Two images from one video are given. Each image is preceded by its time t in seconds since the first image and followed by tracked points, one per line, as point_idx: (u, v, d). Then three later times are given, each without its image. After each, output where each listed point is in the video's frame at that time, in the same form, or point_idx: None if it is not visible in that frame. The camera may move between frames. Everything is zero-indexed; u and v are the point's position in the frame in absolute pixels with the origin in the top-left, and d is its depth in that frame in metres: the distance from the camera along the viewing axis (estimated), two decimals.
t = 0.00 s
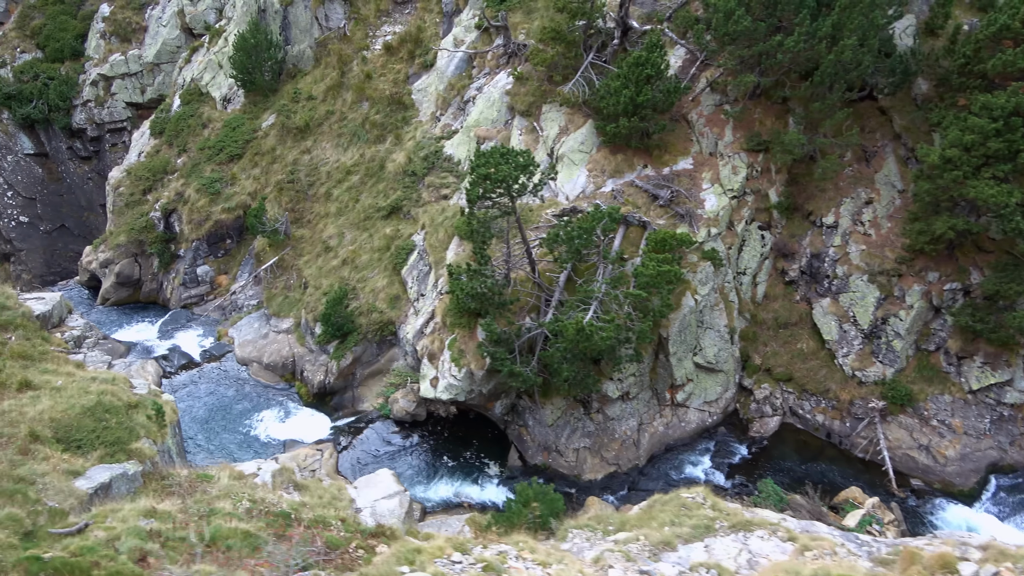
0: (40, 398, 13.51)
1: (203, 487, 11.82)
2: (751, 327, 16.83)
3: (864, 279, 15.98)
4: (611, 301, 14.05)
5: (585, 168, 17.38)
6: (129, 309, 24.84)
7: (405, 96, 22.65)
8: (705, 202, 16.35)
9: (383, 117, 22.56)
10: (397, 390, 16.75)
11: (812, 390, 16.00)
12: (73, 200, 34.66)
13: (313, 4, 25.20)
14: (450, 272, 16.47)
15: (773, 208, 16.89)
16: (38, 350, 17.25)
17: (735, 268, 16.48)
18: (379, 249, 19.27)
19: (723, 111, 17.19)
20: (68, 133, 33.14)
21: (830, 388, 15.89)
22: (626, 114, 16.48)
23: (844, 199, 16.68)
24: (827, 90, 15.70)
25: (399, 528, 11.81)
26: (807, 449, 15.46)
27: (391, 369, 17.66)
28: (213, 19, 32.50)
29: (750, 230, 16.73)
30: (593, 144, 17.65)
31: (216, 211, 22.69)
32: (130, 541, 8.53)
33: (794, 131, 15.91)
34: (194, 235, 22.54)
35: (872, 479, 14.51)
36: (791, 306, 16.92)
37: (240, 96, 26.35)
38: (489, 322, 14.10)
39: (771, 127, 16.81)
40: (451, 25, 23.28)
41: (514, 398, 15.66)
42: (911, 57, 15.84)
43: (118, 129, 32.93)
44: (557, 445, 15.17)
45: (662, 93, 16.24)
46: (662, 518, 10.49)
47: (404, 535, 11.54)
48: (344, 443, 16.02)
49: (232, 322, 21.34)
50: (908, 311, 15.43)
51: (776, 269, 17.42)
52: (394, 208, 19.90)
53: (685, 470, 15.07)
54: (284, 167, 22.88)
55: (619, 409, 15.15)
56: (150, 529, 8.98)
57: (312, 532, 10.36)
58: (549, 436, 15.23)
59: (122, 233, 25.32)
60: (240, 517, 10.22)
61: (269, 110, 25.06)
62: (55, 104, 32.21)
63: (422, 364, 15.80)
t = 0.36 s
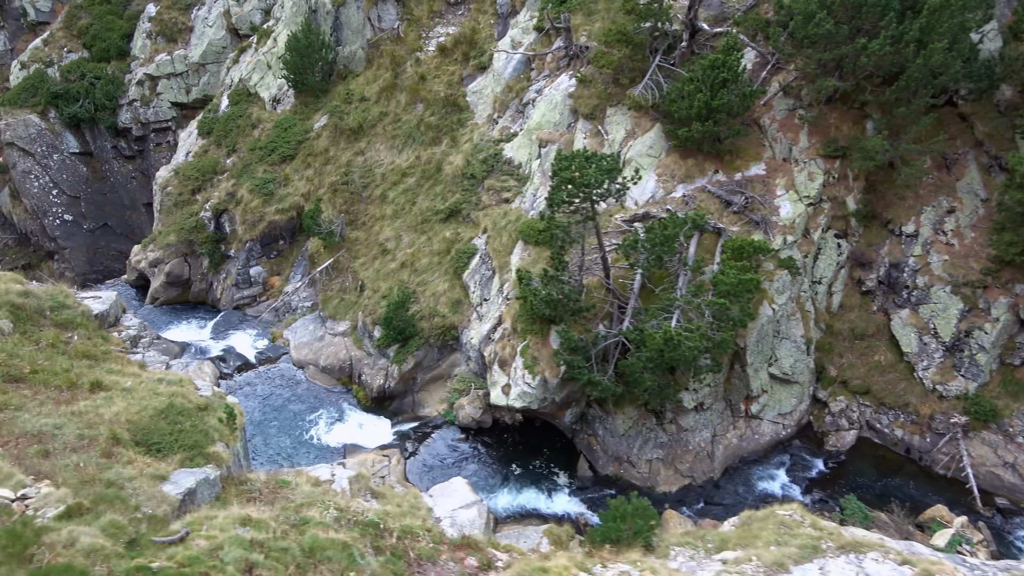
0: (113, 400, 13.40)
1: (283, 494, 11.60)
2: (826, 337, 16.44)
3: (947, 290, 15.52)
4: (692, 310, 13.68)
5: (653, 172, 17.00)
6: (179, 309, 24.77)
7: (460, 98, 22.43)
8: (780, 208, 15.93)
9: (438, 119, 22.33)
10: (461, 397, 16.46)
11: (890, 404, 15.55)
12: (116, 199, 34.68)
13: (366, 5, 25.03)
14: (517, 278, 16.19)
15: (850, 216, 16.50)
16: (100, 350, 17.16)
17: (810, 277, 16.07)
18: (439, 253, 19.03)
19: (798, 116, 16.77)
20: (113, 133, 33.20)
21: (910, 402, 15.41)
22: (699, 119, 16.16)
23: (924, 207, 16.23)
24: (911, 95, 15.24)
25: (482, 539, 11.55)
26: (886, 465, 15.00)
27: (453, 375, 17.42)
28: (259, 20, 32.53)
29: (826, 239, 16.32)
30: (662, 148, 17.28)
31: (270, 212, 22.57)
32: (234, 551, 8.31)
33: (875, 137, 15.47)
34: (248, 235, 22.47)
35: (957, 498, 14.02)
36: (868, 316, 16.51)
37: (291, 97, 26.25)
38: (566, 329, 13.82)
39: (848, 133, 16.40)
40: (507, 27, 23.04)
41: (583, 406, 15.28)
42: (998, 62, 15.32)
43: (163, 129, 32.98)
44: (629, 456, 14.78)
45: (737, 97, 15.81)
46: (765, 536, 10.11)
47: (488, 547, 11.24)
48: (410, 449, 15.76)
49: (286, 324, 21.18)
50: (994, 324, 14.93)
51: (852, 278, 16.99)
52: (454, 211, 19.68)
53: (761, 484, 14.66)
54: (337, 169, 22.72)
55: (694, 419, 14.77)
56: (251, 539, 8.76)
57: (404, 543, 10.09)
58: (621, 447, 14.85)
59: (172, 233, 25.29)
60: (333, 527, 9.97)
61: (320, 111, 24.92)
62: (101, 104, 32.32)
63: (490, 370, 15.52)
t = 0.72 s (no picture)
0: (186, 401, 13.25)
1: (364, 501, 11.35)
2: (905, 348, 16.05)
3: None
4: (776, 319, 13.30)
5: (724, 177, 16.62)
6: (226, 308, 24.65)
7: (516, 99, 22.13)
8: (859, 215, 15.49)
9: (493, 120, 22.02)
10: (527, 403, 16.17)
11: (971, 419, 15.09)
12: (157, 197, 34.60)
13: (418, 5, 24.80)
14: (587, 283, 15.87)
15: (931, 224, 16.07)
16: (161, 350, 17.03)
17: (889, 286, 15.66)
18: (499, 256, 18.73)
19: (875, 121, 16.35)
20: (156, 131, 33.25)
21: (993, 417, 14.93)
22: (775, 123, 15.77)
23: (1009, 216, 15.77)
24: (999, 101, 14.78)
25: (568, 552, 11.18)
26: (969, 481, 14.52)
27: (516, 380, 17.10)
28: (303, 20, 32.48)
29: (906, 247, 15.89)
30: (733, 152, 16.89)
31: (322, 212, 22.39)
32: (342, 563, 8.04)
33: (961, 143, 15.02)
34: (300, 235, 22.33)
35: None
36: (948, 328, 16.10)
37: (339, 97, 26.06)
38: (644, 336, 13.48)
39: (928, 139, 15.97)
40: (563, 28, 22.74)
41: (655, 415, 14.93)
42: None
43: (207, 127, 32.90)
44: (704, 468, 14.41)
45: (817, 101, 15.44)
46: (874, 557, 9.73)
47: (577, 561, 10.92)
48: (476, 455, 15.43)
49: (340, 325, 20.98)
50: None
51: (931, 288, 16.56)
52: (512, 214, 19.35)
53: (840, 499, 14.26)
54: (391, 169, 22.50)
55: (770, 431, 14.35)
56: (354, 550, 8.50)
57: (498, 556, 9.80)
58: (695, 458, 14.48)
59: (220, 232, 25.20)
60: (429, 538, 9.68)
61: (371, 111, 24.72)
62: (146, 102, 32.37)
63: (560, 377, 15.21)
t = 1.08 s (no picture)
0: (259, 403, 13.07)
1: (449, 511, 11.08)
2: (986, 361, 15.62)
3: None
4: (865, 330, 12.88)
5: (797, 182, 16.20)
6: (274, 308, 24.53)
7: (572, 100, 21.71)
8: (940, 223, 15.03)
9: (548, 122, 21.66)
10: (595, 411, 15.85)
11: None
12: (197, 195, 34.52)
13: (471, 4, 24.53)
14: (658, 289, 15.52)
15: (1015, 233, 15.58)
16: (222, 350, 16.87)
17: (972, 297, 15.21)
18: (559, 259, 18.38)
19: (956, 126, 15.92)
20: (199, 130, 33.30)
21: None
22: (854, 128, 15.34)
23: None
24: None
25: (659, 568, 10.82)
26: None
27: (580, 387, 16.77)
28: (347, 19, 32.33)
29: (988, 256, 15.43)
30: (806, 157, 16.47)
31: (374, 213, 22.18)
32: None
33: None
34: (352, 236, 22.15)
35: None
36: None
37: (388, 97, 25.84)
38: (726, 345, 13.12)
39: (1012, 146, 15.50)
40: (620, 29, 22.36)
41: (729, 426, 14.58)
42: None
43: (249, 126, 32.88)
44: (781, 480, 14.01)
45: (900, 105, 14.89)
46: None
47: None
48: (544, 463, 15.14)
49: (393, 327, 20.75)
50: None
51: (1014, 299, 16.23)
52: (572, 217, 18.98)
53: (924, 516, 13.84)
54: (444, 170, 22.23)
55: (851, 444, 13.85)
56: (464, 565, 8.23)
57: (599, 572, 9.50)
58: (771, 470, 14.10)
59: (267, 231, 25.07)
60: (528, 552, 9.40)
61: (421, 111, 24.49)
62: (189, 100, 32.36)
63: (631, 384, 14.89)
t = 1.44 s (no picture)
0: (332, 408, 12.83)
1: (537, 522, 10.76)
2: None
3: None
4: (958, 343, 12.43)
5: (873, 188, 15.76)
6: (320, 309, 24.35)
7: (628, 102, 21.28)
8: None
9: (604, 124, 21.28)
10: (664, 420, 15.51)
11: None
12: (236, 194, 34.41)
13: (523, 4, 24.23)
14: (732, 296, 15.16)
15: None
16: (282, 352, 16.66)
17: None
18: (621, 264, 17.99)
19: None
20: (239, 129, 33.32)
21: None
22: (937, 133, 14.88)
23: None
24: None
25: None
26: None
27: (645, 395, 16.42)
28: (389, 19, 32.07)
29: None
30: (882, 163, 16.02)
31: (426, 215, 21.93)
32: None
33: None
34: (404, 238, 21.91)
35: None
36: None
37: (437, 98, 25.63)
38: (812, 355, 12.74)
39: None
40: (677, 30, 21.95)
41: (807, 438, 14.23)
42: None
43: (289, 126, 32.74)
44: (863, 495, 13.56)
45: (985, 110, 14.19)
46: None
47: None
48: (614, 473, 14.80)
49: (446, 331, 20.47)
50: None
51: None
52: (633, 221, 18.60)
53: (1012, 535, 13.35)
54: (497, 172, 21.94)
55: (934, 459, 13.32)
56: None
57: None
58: (853, 484, 13.67)
59: (314, 231, 24.89)
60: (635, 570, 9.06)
61: (471, 112, 24.21)
62: (231, 99, 32.28)
63: (704, 394, 14.58)
